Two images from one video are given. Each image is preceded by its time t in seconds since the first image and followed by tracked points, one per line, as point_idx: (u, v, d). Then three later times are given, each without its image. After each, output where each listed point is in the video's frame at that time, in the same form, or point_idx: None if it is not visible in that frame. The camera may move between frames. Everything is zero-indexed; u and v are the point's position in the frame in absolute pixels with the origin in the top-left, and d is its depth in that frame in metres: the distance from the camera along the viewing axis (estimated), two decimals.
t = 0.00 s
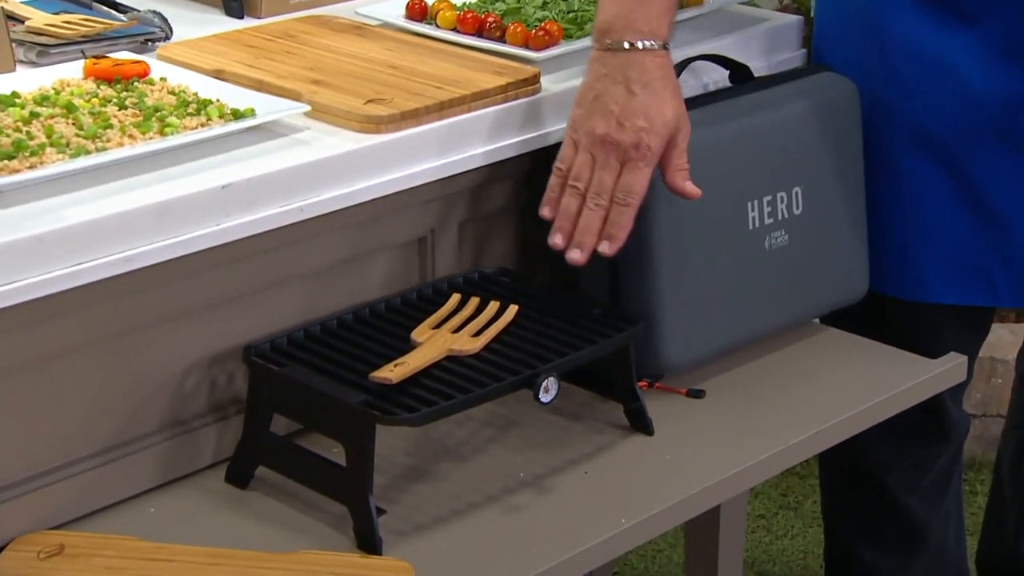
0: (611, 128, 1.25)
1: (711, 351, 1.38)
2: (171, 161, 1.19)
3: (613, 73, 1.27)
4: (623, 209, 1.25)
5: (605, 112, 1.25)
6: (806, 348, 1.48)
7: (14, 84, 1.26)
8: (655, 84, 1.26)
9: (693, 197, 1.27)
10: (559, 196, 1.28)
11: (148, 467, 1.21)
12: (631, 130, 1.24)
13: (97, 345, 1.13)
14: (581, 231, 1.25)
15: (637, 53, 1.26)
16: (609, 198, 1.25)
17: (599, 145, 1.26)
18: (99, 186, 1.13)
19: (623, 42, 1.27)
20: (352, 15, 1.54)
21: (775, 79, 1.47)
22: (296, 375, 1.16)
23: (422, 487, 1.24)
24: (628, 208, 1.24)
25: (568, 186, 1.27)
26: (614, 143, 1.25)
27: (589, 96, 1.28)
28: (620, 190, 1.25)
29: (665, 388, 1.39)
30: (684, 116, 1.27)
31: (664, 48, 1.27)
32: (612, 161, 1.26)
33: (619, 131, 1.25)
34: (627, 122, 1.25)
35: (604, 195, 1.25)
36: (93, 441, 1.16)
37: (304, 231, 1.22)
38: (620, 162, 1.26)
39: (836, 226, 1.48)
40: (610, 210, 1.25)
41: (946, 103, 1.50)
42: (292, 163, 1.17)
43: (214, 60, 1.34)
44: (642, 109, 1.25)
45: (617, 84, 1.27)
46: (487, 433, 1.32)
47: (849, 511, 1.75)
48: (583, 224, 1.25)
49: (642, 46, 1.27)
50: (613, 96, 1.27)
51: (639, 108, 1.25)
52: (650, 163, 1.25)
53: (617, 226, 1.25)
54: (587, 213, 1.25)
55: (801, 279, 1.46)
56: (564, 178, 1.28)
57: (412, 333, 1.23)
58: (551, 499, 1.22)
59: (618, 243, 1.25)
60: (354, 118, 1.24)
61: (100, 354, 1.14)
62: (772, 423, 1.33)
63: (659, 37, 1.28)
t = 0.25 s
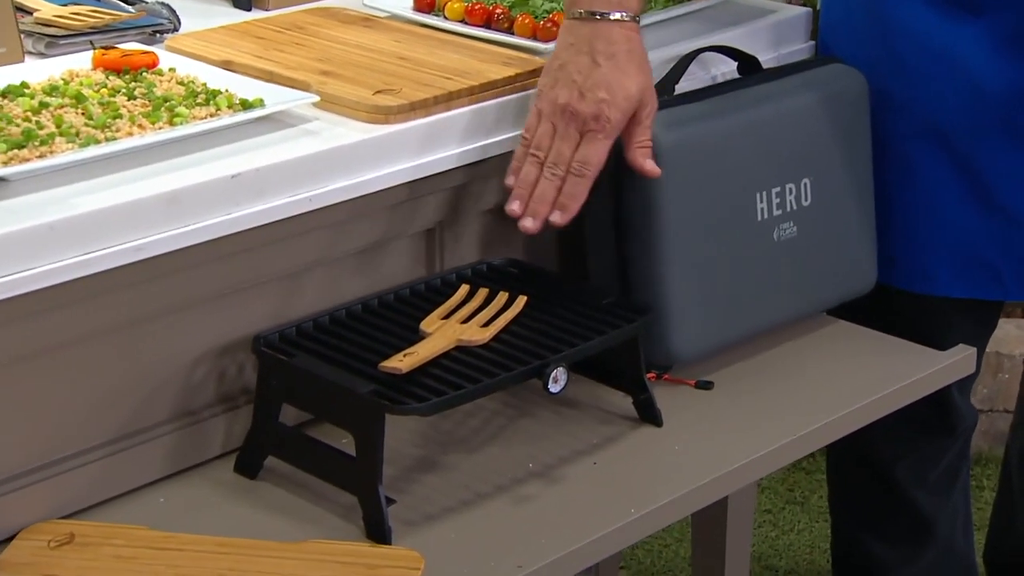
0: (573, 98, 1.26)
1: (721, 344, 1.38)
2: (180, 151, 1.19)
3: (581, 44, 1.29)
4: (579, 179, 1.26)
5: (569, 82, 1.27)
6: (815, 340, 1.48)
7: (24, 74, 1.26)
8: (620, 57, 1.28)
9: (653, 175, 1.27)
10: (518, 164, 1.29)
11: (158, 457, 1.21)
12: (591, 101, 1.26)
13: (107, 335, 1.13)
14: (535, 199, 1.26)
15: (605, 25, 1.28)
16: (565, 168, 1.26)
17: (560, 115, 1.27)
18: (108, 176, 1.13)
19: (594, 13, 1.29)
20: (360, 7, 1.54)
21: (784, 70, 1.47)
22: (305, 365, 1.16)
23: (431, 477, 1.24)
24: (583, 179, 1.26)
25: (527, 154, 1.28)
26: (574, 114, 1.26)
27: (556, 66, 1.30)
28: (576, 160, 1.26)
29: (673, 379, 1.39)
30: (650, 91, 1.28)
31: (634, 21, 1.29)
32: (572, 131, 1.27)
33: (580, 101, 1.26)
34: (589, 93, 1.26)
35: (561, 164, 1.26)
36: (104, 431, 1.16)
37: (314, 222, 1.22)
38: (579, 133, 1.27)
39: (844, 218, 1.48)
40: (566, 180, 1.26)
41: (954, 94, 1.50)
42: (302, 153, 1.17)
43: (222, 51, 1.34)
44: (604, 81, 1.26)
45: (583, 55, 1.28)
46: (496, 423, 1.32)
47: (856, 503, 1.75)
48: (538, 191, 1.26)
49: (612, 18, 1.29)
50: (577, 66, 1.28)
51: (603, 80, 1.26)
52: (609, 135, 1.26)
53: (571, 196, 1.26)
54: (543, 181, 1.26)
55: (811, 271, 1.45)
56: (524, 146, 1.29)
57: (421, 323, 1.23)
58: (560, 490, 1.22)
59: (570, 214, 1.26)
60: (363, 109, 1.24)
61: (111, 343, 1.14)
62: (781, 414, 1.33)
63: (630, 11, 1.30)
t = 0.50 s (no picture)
0: (561, 91, 1.27)
1: (730, 339, 1.38)
2: (188, 144, 1.19)
3: (571, 36, 1.29)
4: (564, 172, 1.26)
5: (558, 74, 1.27)
6: (823, 334, 1.48)
7: (32, 68, 1.26)
8: (609, 51, 1.28)
9: (639, 170, 1.28)
10: (504, 154, 1.29)
11: (166, 451, 1.21)
12: (579, 95, 1.26)
13: (115, 328, 1.13)
14: (519, 190, 1.26)
15: (596, 18, 1.29)
16: (550, 160, 1.27)
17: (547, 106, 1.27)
18: (116, 169, 1.13)
19: (587, 6, 1.29)
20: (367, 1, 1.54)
21: (792, 64, 1.46)
22: (313, 359, 1.16)
23: (439, 471, 1.24)
24: (567, 172, 1.26)
25: (513, 144, 1.28)
26: (562, 106, 1.26)
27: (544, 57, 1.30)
28: (561, 153, 1.26)
29: (681, 373, 1.39)
30: (638, 86, 1.29)
31: (625, 15, 1.29)
32: (558, 124, 1.27)
33: (568, 94, 1.26)
34: (577, 87, 1.27)
35: (546, 156, 1.26)
36: (112, 424, 1.16)
37: (322, 216, 1.22)
38: (565, 125, 1.27)
39: (851, 213, 1.48)
40: (550, 172, 1.27)
41: (961, 88, 1.50)
42: (309, 147, 1.17)
43: (229, 46, 1.34)
44: (593, 74, 1.27)
45: (573, 47, 1.29)
46: (503, 417, 1.32)
47: (862, 499, 1.75)
48: (522, 182, 1.26)
49: (602, 11, 1.30)
50: (566, 59, 1.28)
51: (591, 73, 1.27)
52: (595, 129, 1.26)
53: (554, 189, 1.26)
54: (528, 173, 1.26)
55: (818, 266, 1.45)
56: (510, 137, 1.29)
57: (428, 317, 1.23)
58: (568, 484, 1.22)
59: (553, 206, 1.26)
60: (371, 103, 1.24)
61: (119, 337, 1.14)
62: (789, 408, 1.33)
63: (620, 5, 1.31)
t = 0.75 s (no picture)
0: (571, 91, 1.27)
1: (736, 337, 1.38)
2: (194, 142, 1.19)
3: (579, 37, 1.30)
4: (575, 172, 1.27)
5: (567, 75, 1.27)
6: (829, 332, 1.48)
7: (39, 66, 1.27)
8: (618, 51, 1.28)
9: (649, 169, 1.27)
10: (516, 155, 1.29)
11: (173, 448, 1.21)
12: (588, 95, 1.27)
13: (122, 326, 1.13)
14: (531, 191, 1.27)
15: (604, 18, 1.29)
16: (561, 160, 1.27)
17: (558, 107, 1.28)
18: (123, 166, 1.13)
19: (595, 6, 1.30)
20: None
21: (798, 62, 1.46)
22: (320, 356, 1.16)
23: (445, 468, 1.24)
24: (578, 172, 1.27)
25: (524, 145, 1.28)
26: (572, 106, 1.27)
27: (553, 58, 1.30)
28: (572, 153, 1.27)
29: (686, 371, 1.39)
30: (647, 85, 1.29)
31: (633, 14, 1.30)
32: (569, 124, 1.28)
33: (578, 94, 1.27)
34: (586, 87, 1.27)
35: (557, 157, 1.27)
36: (119, 421, 1.17)
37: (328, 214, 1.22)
38: (575, 125, 1.27)
39: (857, 211, 1.48)
40: (561, 172, 1.27)
41: (968, 86, 1.50)
42: (316, 144, 1.18)
43: (235, 44, 1.34)
44: (602, 74, 1.27)
45: (582, 48, 1.29)
46: (509, 415, 1.32)
47: (865, 497, 1.74)
48: (534, 183, 1.27)
49: (611, 10, 1.30)
50: (575, 59, 1.29)
51: (600, 73, 1.27)
52: (605, 129, 1.27)
53: (566, 189, 1.27)
54: (539, 174, 1.27)
55: (824, 264, 1.45)
56: (521, 138, 1.29)
57: (435, 314, 1.23)
58: (574, 481, 1.22)
59: (565, 206, 1.27)
60: (377, 101, 1.24)
61: (125, 334, 1.14)
62: (795, 406, 1.33)
63: (628, 5, 1.31)
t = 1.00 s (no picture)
0: (575, 91, 1.27)
1: (741, 335, 1.38)
2: (198, 140, 1.19)
3: (583, 37, 1.30)
4: (580, 172, 1.27)
5: (571, 75, 1.27)
6: (833, 331, 1.48)
7: (43, 64, 1.27)
8: (622, 51, 1.29)
9: (655, 167, 1.27)
10: (521, 156, 1.29)
11: (177, 446, 1.21)
12: (593, 94, 1.27)
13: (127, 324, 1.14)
14: (537, 191, 1.27)
15: (608, 17, 1.29)
16: (566, 160, 1.27)
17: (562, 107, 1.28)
18: (128, 165, 1.13)
19: (599, 6, 1.30)
20: None
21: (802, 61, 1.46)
22: (324, 354, 1.16)
23: (450, 467, 1.24)
24: (583, 171, 1.26)
25: (530, 146, 1.28)
26: (576, 106, 1.27)
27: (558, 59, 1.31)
28: (578, 153, 1.27)
29: (690, 370, 1.39)
30: (652, 84, 1.29)
31: (636, 13, 1.30)
32: (574, 124, 1.27)
33: (582, 94, 1.27)
34: (590, 86, 1.27)
35: (562, 157, 1.27)
36: (123, 420, 1.17)
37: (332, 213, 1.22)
38: (580, 125, 1.27)
39: (861, 210, 1.48)
40: (567, 172, 1.27)
41: (972, 84, 1.50)
42: (321, 143, 1.18)
43: (240, 43, 1.34)
44: (606, 74, 1.27)
45: (586, 48, 1.29)
46: (513, 414, 1.32)
47: (867, 496, 1.74)
48: (540, 183, 1.27)
49: (615, 10, 1.30)
50: (579, 59, 1.29)
51: (604, 72, 1.27)
52: (610, 128, 1.26)
53: (571, 189, 1.27)
54: (545, 174, 1.27)
55: (828, 263, 1.45)
56: (527, 139, 1.29)
57: (439, 313, 1.23)
58: (578, 480, 1.22)
59: (571, 206, 1.27)
60: (382, 99, 1.24)
61: (129, 332, 1.14)
62: (799, 405, 1.33)
63: (633, 4, 1.31)
